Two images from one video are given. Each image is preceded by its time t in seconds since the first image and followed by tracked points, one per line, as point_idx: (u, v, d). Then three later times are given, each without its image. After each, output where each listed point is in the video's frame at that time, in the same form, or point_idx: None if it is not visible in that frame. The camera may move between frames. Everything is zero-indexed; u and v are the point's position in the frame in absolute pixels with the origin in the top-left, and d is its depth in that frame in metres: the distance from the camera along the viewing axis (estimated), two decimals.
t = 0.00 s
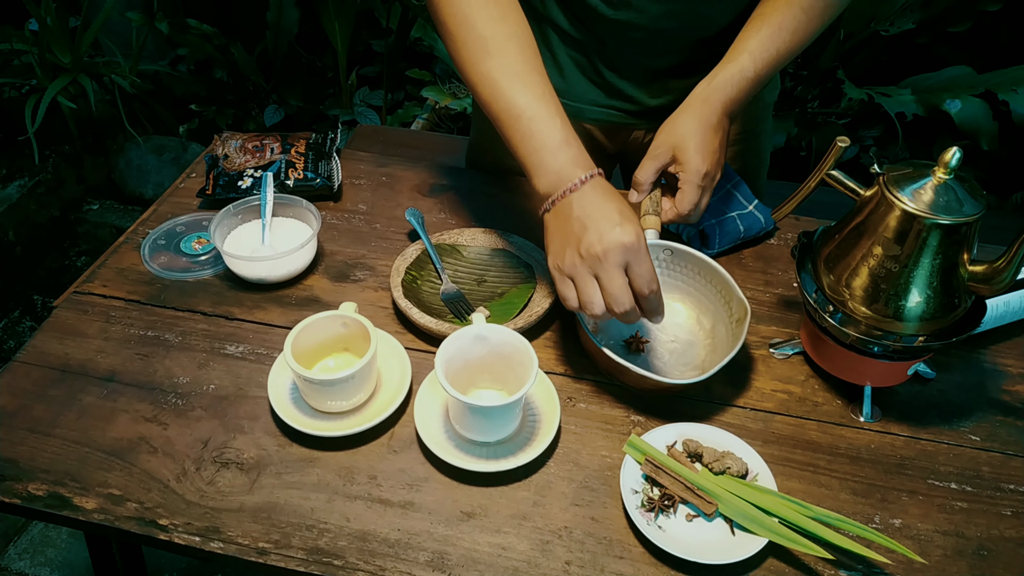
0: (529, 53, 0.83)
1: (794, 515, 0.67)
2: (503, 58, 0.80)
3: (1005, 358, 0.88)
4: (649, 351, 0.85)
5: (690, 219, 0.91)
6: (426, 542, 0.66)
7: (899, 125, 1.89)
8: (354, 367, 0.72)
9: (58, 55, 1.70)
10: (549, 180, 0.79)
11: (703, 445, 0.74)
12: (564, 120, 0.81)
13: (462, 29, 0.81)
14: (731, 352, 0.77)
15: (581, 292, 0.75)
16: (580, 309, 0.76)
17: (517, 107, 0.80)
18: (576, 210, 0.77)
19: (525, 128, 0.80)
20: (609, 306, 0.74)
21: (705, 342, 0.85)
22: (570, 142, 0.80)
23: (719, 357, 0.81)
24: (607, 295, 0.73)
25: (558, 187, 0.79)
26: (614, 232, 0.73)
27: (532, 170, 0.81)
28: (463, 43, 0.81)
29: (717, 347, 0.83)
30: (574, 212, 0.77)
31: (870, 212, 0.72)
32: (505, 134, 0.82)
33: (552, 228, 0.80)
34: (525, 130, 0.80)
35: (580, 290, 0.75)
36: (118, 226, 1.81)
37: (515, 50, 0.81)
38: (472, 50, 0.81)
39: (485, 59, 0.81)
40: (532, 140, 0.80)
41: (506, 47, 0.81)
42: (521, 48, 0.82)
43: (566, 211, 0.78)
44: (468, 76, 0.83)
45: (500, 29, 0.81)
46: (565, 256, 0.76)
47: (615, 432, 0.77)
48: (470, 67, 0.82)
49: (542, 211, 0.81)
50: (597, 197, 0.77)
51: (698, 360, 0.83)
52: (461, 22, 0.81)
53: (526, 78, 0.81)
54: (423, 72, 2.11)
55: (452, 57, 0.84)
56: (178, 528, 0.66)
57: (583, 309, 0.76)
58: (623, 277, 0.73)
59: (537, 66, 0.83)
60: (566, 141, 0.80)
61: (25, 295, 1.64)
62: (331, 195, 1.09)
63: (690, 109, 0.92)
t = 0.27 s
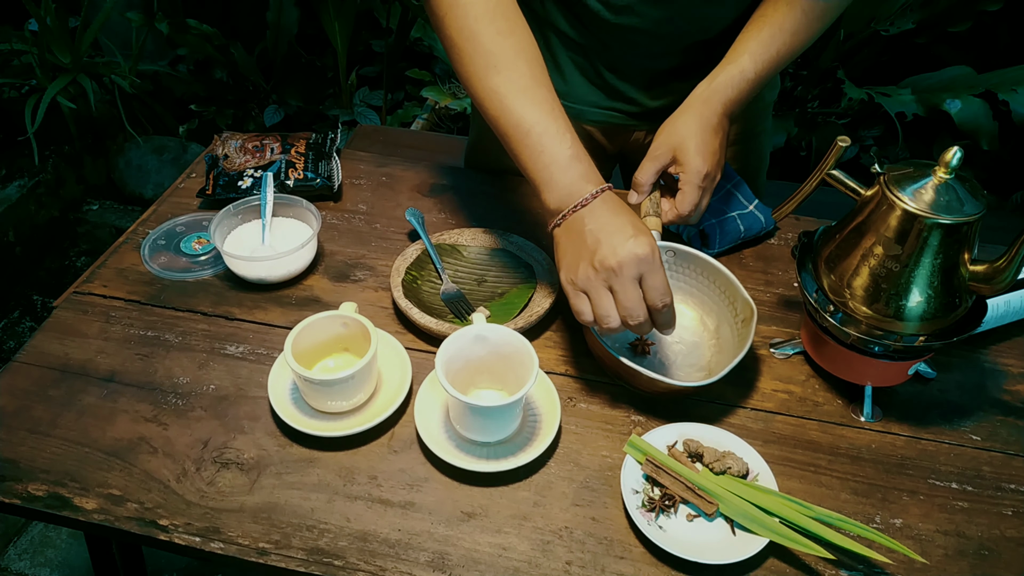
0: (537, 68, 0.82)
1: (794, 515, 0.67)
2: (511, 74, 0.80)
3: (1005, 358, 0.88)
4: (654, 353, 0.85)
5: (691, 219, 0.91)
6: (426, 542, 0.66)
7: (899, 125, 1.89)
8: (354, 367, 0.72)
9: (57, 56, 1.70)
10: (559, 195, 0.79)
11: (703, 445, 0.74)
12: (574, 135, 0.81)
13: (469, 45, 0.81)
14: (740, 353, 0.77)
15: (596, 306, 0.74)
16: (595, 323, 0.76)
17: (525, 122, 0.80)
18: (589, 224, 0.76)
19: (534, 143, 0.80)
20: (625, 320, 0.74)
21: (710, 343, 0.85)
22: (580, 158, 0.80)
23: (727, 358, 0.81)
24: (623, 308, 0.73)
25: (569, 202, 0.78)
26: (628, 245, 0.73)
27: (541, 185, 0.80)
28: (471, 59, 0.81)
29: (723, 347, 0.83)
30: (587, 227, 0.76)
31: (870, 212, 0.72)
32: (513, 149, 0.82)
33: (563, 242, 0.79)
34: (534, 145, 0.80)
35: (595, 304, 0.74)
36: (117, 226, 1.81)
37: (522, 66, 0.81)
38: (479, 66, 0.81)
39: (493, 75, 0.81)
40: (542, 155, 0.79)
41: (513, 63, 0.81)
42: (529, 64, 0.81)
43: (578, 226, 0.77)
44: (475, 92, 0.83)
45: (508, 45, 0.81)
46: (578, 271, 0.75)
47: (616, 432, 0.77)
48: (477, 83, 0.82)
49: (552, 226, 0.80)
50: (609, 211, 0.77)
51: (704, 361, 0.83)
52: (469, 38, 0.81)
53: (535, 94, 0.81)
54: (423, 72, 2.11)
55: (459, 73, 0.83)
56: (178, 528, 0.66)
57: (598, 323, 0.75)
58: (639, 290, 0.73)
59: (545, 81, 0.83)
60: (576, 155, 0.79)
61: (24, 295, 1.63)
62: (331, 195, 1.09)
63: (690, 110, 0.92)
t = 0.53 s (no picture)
0: (531, 75, 0.79)
1: (794, 514, 0.67)
2: (504, 79, 0.77)
3: (1006, 357, 0.88)
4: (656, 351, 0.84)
5: (691, 218, 0.91)
6: (426, 542, 0.66)
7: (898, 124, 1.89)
8: (354, 367, 0.72)
9: (57, 56, 1.70)
10: (554, 205, 0.74)
11: (703, 444, 0.74)
12: (569, 142, 0.76)
13: (461, 51, 0.78)
14: (741, 354, 0.77)
15: (596, 325, 0.69)
16: (597, 343, 0.71)
17: (518, 126, 0.76)
18: (585, 236, 0.71)
19: (529, 150, 0.75)
20: (629, 339, 0.69)
21: (711, 343, 0.85)
22: (577, 166, 0.75)
23: (728, 358, 0.81)
24: (627, 328, 0.68)
25: (565, 212, 0.73)
26: (629, 259, 0.68)
27: (536, 196, 0.75)
28: (462, 66, 0.78)
29: (724, 347, 0.83)
30: (582, 240, 0.71)
31: (870, 211, 0.72)
32: (506, 159, 0.77)
33: (559, 256, 0.73)
34: (527, 152, 0.75)
35: (596, 323, 0.69)
36: (117, 227, 1.81)
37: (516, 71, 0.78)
38: (471, 72, 0.78)
39: (485, 81, 0.77)
40: (536, 161, 0.75)
41: (506, 68, 0.77)
42: (522, 69, 0.78)
43: (574, 240, 0.71)
44: (467, 101, 0.79)
45: (501, 51, 0.78)
46: (576, 289, 0.70)
47: (615, 432, 0.77)
48: (469, 89, 0.78)
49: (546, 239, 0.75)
50: (605, 221, 0.71)
51: (705, 361, 0.83)
52: (460, 43, 0.78)
53: (529, 99, 0.77)
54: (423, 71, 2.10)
55: (450, 82, 0.80)
56: (178, 528, 0.66)
57: (600, 344, 0.71)
58: (642, 306, 0.68)
59: (539, 88, 0.79)
60: (572, 163, 0.75)
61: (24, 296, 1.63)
62: (331, 195, 1.09)
63: (690, 109, 0.92)
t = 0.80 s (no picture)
0: (566, 132, 0.70)
1: (794, 515, 0.67)
2: (534, 130, 0.69)
3: (1005, 358, 0.88)
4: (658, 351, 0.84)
5: (692, 217, 0.91)
6: (426, 543, 0.66)
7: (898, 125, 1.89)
8: (354, 368, 0.72)
9: (57, 57, 1.70)
10: (574, 285, 0.64)
11: (703, 445, 0.74)
12: (600, 216, 0.67)
13: (489, 93, 0.70)
14: (745, 353, 0.77)
15: (607, 432, 0.61)
16: (602, 447, 0.63)
17: (539, 187, 0.67)
18: (609, 336, 0.62)
19: (552, 217, 0.66)
20: (637, 449, 0.62)
21: (712, 342, 0.85)
22: (606, 245, 0.66)
23: (730, 358, 0.80)
24: (639, 441, 0.61)
25: (588, 297, 0.64)
26: (657, 372, 0.60)
27: (554, 271, 0.66)
28: (488, 109, 0.70)
29: (726, 347, 0.82)
30: (607, 338, 0.62)
31: (870, 212, 0.72)
32: (525, 223, 0.68)
33: (574, 347, 0.64)
34: (550, 219, 0.66)
35: (608, 431, 0.61)
36: (118, 228, 1.81)
37: (549, 123, 0.69)
38: (496, 116, 0.70)
39: (511, 129, 0.69)
40: (559, 232, 0.65)
41: (538, 118, 0.69)
42: (556, 124, 0.70)
43: (596, 335, 0.62)
44: (488, 148, 0.71)
45: (535, 98, 0.70)
46: (592, 387, 0.62)
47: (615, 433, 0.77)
48: (492, 136, 0.70)
49: (562, 322, 0.66)
50: (635, 323, 0.62)
51: (707, 361, 0.83)
52: (489, 82, 0.70)
53: (560, 160, 0.68)
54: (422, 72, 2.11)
55: (472, 124, 0.72)
56: (178, 528, 0.66)
57: (605, 448, 0.63)
58: (660, 423, 0.61)
59: (572, 149, 0.70)
60: (602, 245, 0.66)
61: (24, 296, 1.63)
62: (331, 196, 1.09)
63: (692, 108, 0.92)
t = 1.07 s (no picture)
0: (574, 168, 0.70)
1: (794, 514, 0.66)
2: (544, 168, 0.67)
3: (1006, 357, 0.88)
4: (659, 351, 0.84)
5: (694, 217, 0.90)
6: (426, 542, 0.66)
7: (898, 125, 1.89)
8: (354, 367, 0.72)
9: (57, 57, 1.70)
10: (579, 321, 0.66)
11: (704, 444, 0.74)
12: (604, 255, 0.68)
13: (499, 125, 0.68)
14: (746, 353, 0.77)
15: (610, 458, 0.63)
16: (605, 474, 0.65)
17: (542, 223, 0.66)
18: (610, 366, 0.64)
19: (559, 257, 0.66)
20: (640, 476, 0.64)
21: (714, 343, 0.85)
22: (609, 283, 0.67)
23: (731, 358, 0.80)
24: (641, 466, 0.63)
25: (592, 332, 0.66)
26: (658, 399, 0.62)
27: (558, 307, 0.67)
28: (499, 142, 0.68)
29: (727, 347, 0.82)
30: (608, 368, 0.64)
31: (870, 211, 0.72)
32: (531, 260, 0.68)
33: (576, 377, 0.67)
34: (559, 260, 0.66)
35: (612, 457, 0.63)
36: (117, 227, 1.81)
37: (558, 160, 0.68)
38: (506, 151, 0.68)
39: (522, 165, 0.67)
40: (566, 272, 0.66)
41: (549, 156, 0.68)
42: (565, 161, 0.69)
43: (597, 365, 0.65)
44: (495, 181, 0.69)
45: (546, 133, 0.68)
46: (596, 415, 0.64)
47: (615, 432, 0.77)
48: (501, 171, 0.68)
49: (562, 353, 0.68)
50: (634, 353, 0.65)
51: (708, 361, 0.83)
52: (500, 114, 0.68)
53: (568, 198, 0.68)
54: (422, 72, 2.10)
55: (479, 155, 0.70)
56: (178, 528, 0.66)
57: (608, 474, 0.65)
58: (662, 449, 0.63)
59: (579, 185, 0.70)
60: (605, 280, 0.67)
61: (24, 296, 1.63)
62: (331, 195, 1.09)
63: (695, 107, 0.92)
